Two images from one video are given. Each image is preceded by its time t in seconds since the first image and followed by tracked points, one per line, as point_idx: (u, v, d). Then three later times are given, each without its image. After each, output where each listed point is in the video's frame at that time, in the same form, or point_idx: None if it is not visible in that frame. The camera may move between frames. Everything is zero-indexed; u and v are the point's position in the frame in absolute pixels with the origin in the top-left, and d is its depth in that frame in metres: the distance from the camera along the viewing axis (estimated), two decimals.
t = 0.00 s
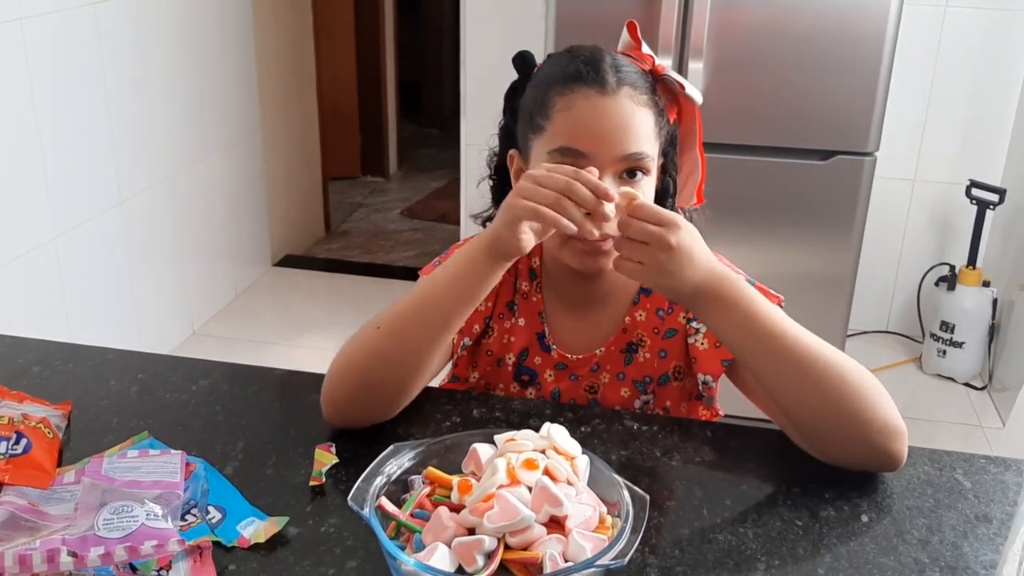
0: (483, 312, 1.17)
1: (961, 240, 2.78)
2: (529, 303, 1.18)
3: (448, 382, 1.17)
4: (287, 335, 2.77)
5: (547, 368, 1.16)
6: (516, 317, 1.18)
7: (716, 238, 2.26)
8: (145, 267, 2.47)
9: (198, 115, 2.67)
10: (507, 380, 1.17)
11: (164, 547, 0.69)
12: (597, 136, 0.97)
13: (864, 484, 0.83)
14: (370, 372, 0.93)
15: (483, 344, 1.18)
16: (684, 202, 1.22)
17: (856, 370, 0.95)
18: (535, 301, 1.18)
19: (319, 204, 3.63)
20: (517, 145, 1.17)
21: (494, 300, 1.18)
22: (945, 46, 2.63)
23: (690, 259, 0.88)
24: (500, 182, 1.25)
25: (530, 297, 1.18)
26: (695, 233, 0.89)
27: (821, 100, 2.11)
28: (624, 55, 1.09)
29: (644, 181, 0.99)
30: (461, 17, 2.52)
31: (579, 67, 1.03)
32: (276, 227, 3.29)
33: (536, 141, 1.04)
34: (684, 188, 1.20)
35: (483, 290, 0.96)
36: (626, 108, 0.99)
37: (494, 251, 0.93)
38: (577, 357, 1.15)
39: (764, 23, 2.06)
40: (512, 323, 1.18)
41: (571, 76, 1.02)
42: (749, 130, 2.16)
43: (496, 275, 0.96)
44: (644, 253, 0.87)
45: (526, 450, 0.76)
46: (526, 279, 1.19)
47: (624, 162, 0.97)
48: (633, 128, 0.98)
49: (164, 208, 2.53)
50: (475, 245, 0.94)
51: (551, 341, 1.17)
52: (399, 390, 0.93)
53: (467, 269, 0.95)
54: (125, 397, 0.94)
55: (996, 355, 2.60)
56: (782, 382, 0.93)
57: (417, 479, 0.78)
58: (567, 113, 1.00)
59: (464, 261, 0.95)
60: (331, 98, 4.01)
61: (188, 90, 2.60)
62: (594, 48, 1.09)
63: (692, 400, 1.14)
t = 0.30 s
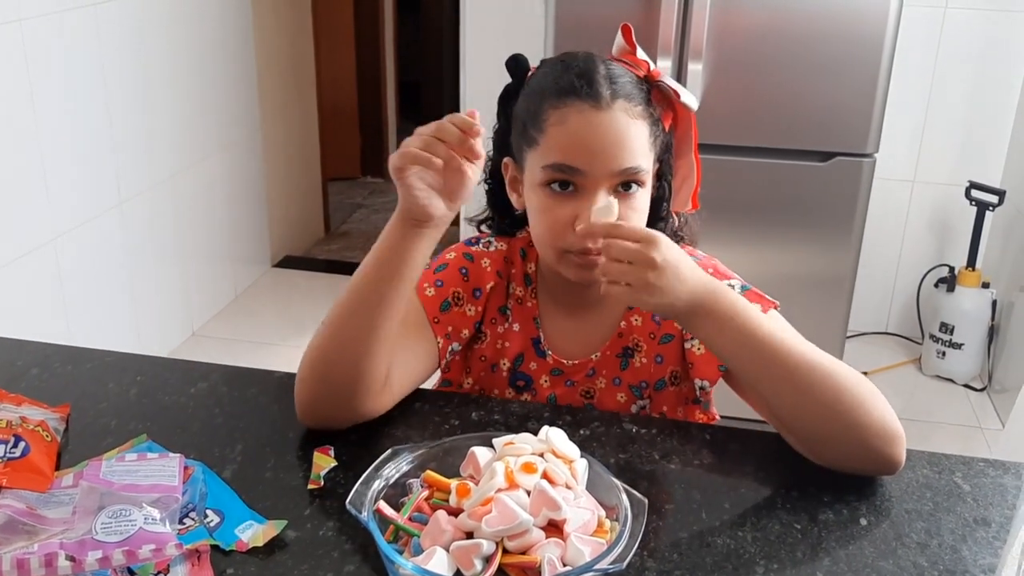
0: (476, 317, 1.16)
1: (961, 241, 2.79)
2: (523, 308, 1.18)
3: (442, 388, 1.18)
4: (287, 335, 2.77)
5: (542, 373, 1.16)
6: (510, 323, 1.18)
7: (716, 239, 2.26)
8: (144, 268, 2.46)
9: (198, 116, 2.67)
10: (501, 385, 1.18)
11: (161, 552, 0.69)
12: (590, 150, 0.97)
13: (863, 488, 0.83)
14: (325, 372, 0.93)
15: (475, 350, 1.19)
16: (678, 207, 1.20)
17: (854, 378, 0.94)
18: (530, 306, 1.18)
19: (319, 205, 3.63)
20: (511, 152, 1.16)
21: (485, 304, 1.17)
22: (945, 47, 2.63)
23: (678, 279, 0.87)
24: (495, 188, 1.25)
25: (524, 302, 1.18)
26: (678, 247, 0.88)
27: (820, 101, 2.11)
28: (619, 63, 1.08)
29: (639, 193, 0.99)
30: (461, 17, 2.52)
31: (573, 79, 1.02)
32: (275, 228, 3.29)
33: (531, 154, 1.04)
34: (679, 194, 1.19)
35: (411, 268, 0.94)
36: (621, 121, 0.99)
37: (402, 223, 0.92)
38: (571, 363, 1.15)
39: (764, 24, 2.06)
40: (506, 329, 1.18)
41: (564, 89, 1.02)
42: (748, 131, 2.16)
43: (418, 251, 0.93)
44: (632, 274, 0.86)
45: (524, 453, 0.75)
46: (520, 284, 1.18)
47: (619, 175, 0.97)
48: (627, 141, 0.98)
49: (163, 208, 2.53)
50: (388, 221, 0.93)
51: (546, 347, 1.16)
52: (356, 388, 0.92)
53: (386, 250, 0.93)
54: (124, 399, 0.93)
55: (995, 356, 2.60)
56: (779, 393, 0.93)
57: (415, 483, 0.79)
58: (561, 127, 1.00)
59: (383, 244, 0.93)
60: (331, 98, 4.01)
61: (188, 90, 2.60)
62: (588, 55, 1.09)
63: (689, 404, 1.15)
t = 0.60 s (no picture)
0: (468, 319, 1.16)
1: (960, 241, 2.78)
2: (516, 310, 1.18)
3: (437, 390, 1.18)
4: (287, 335, 2.78)
5: (536, 375, 1.16)
6: (503, 325, 1.18)
7: (716, 239, 2.26)
8: (144, 268, 2.46)
9: (197, 116, 2.67)
10: (495, 388, 1.18)
11: (160, 553, 0.69)
12: (578, 147, 0.97)
13: (863, 489, 0.83)
14: (308, 372, 0.93)
15: (468, 353, 1.18)
16: (672, 209, 1.18)
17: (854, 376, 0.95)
18: (523, 308, 1.18)
19: (318, 205, 3.63)
20: (504, 154, 1.16)
21: (478, 306, 1.17)
22: (945, 47, 2.63)
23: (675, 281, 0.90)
24: (489, 191, 1.24)
25: (517, 304, 1.18)
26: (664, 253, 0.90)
27: (821, 101, 2.11)
28: (609, 63, 1.08)
29: (630, 191, 0.98)
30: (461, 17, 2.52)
31: (562, 77, 1.02)
32: (275, 228, 3.29)
33: (522, 154, 1.04)
34: (672, 196, 1.18)
35: (383, 261, 0.95)
36: (609, 118, 0.99)
37: (370, 217, 0.93)
38: (566, 364, 1.15)
39: (763, 24, 2.06)
40: (500, 330, 1.18)
41: (554, 88, 1.02)
42: (748, 131, 2.16)
43: (387, 243, 0.94)
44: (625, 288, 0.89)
45: (524, 454, 0.75)
46: (513, 286, 1.18)
47: (609, 172, 0.97)
48: (617, 139, 0.98)
49: (163, 208, 2.53)
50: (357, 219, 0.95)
51: (540, 348, 1.16)
52: (340, 385, 0.92)
53: (357, 243, 0.94)
54: (123, 401, 0.93)
55: (995, 356, 2.60)
56: (783, 390, 0.94)
57: (415, 484, 0.79)
58: (550, 125, 1.00)
59: (354, 239, 0.94)
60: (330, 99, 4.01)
61: (187, 91, 2.60)
62: (578, 56, 1.09)
63: (685, 405, 1.14)
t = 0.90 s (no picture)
0: (470, 318, 1.16)
1: (959, 242, 2.79)
2: (518, 309, 1.18)
3: (438, 389, 1.18)
4: (286, 336, 2.78)
5: (539, 374, 1.17)
6: (505, 324, 1.18)
7: (716, 240, 2.26)
8: (144, 269, 2.46)
9: (197, 117, 2.67)
10: (497, 387, 1.18)
11: (162, 553, 0.69)
12: (575, 152, 0.97)
13: (862, 488, 0.83)
14: (315, 374, 0.93)
15: (470, 351, 1.18)
16: (672, 209, 1.19)
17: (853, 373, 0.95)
18: (525, 307, 1.18)
19: (318, 205, 3.63)
20: (503, 161, 1.16)
21: (480, 305, 1.17)
22: (943, 48, 2.63)
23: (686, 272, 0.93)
24: (489, 195, 1.25)
25: (519, 304, 1.18)
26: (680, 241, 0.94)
27: (820, 101, 2.12)
28: (604, 67, 1.08)
29: (628, 194, 0.99)
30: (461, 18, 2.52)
31: (556, 83, 1.03)
32: (275, 229, 3.29)
33: (520, 161, 1.04)
34: (672, 196, 1.18)
35: (393, 266, 0.95)
36: (604, 122, 0.99)
37: (381, 221, 0.93)
38: (569, 363, 1.16)
39: (763, 25, 2.07)
40: (501, 330, 1.18)
41: (549, 94, 1.02)
42: (748, 132, 2.16)
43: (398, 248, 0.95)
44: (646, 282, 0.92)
45: (524, 454, 0.75)
46: (515, 286, 1.19)
47: (606, 176, 0.97)
48: (613, 142, 0.98)
49: (163, 209, 2.53)
50: (368, 222, 0.95)
51: (542, 347, 1.17)
52: (347, 388, 0.92)
53: (368, 246, 0.94)
54: (124, 401, 0.94)
55: (993, 356, 2.60)
56: (783, 387, 0.95)
57: (416, 483, 0.79)
58: (547, 131, 1.00)
59: (365, 243, 0.94)
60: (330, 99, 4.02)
61: (187, 92, 2.60)
62: (573, 61, 1.09)
63: (687, 404, 1.15)
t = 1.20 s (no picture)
0: (469, 318, 1.16)
1: (959, 242, 2.79)
2: (517, 310, 1.18)
3: (437, 390, 1.18)
4: (285, 336, 2.78)
5: (538, 375, 1.16)
6: (504, 324, 1.18)
7: (714, 241, 2.26)
8: (142, 270, 2.46)
9: (196, 117, 2.67)
10: (496, 387, 1.18)
11: (159, 555, 0.69)
12: (573, 153, 0.97)
13: (861, 490, 0.83)
14: (316, 374, 0.93)
15: (469, 352, 1.18)
16: (673, 211, 1.18)
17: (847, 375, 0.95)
18: (524, 308, 1.18)
19: (317, 206, 3.63)
20: (503, 162, 1.16)
21: (479, 305, 1.17)
22: (943, 49, 2.63)
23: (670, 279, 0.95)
24: (490, 195, 1.24)
25: (518, 304, 1.18)
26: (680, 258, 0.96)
27: (819, 101, 2.12)
28: (603, 68, 1.08)
29: (627, 195, 0.98)
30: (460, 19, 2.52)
31: (553, 84, 1.03)
32: (274, 229, 3.29)
33: (518, 162, 1.04)
34: (672, 197, 1.18)
35: (399, 269, 0.94)
36: (602, 123, 0.99)
37: (387, 226, 0.92)
38: (568, 364, 1.15)
39: (762, 26, 2.07)
40: (500, 330, 1.18)
41: (546, 95, 1.02)
42: (747, 133, 2.16)
43: (405, 252, 0.94)
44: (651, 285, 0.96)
45: (522, 456, 0.75)
46: (514, 286, 1.18)
47: (603, 177, 0.97)
48: (611, 143, 0.98)
49: (162, 209, 2.53)
50: (372, 225, 0.93)
51: (542, 348, 1.16)
52: (348, 390, 0.92)
53: (374, 250, 0.93)
54: (122, 402, 0.93)
55: (992, 357, 2.60)
56: (772, 387, 0.94)
57: (414, 486, 0.79)
58: (543, 132, 1.00)
59: (371, 245, 0.93)
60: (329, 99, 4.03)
61: (186, 92, 2.60)
62: (572, 62, 1.09)
63: (686, 405, 1.15)
